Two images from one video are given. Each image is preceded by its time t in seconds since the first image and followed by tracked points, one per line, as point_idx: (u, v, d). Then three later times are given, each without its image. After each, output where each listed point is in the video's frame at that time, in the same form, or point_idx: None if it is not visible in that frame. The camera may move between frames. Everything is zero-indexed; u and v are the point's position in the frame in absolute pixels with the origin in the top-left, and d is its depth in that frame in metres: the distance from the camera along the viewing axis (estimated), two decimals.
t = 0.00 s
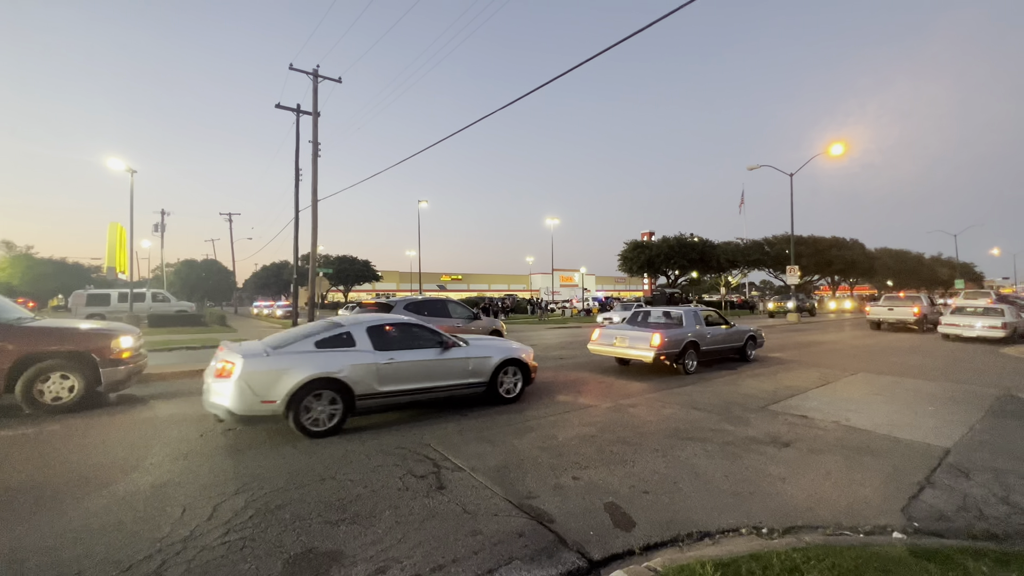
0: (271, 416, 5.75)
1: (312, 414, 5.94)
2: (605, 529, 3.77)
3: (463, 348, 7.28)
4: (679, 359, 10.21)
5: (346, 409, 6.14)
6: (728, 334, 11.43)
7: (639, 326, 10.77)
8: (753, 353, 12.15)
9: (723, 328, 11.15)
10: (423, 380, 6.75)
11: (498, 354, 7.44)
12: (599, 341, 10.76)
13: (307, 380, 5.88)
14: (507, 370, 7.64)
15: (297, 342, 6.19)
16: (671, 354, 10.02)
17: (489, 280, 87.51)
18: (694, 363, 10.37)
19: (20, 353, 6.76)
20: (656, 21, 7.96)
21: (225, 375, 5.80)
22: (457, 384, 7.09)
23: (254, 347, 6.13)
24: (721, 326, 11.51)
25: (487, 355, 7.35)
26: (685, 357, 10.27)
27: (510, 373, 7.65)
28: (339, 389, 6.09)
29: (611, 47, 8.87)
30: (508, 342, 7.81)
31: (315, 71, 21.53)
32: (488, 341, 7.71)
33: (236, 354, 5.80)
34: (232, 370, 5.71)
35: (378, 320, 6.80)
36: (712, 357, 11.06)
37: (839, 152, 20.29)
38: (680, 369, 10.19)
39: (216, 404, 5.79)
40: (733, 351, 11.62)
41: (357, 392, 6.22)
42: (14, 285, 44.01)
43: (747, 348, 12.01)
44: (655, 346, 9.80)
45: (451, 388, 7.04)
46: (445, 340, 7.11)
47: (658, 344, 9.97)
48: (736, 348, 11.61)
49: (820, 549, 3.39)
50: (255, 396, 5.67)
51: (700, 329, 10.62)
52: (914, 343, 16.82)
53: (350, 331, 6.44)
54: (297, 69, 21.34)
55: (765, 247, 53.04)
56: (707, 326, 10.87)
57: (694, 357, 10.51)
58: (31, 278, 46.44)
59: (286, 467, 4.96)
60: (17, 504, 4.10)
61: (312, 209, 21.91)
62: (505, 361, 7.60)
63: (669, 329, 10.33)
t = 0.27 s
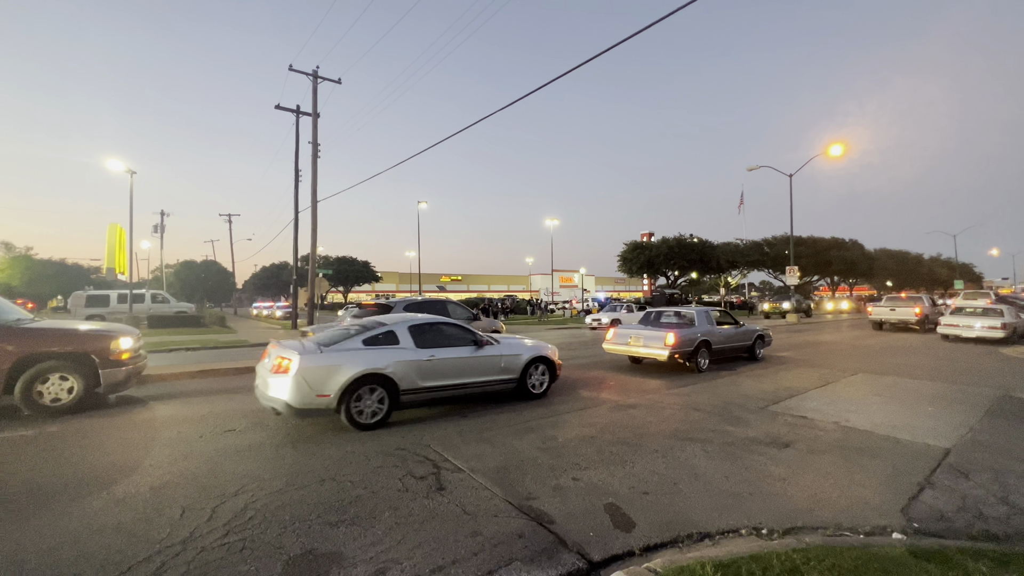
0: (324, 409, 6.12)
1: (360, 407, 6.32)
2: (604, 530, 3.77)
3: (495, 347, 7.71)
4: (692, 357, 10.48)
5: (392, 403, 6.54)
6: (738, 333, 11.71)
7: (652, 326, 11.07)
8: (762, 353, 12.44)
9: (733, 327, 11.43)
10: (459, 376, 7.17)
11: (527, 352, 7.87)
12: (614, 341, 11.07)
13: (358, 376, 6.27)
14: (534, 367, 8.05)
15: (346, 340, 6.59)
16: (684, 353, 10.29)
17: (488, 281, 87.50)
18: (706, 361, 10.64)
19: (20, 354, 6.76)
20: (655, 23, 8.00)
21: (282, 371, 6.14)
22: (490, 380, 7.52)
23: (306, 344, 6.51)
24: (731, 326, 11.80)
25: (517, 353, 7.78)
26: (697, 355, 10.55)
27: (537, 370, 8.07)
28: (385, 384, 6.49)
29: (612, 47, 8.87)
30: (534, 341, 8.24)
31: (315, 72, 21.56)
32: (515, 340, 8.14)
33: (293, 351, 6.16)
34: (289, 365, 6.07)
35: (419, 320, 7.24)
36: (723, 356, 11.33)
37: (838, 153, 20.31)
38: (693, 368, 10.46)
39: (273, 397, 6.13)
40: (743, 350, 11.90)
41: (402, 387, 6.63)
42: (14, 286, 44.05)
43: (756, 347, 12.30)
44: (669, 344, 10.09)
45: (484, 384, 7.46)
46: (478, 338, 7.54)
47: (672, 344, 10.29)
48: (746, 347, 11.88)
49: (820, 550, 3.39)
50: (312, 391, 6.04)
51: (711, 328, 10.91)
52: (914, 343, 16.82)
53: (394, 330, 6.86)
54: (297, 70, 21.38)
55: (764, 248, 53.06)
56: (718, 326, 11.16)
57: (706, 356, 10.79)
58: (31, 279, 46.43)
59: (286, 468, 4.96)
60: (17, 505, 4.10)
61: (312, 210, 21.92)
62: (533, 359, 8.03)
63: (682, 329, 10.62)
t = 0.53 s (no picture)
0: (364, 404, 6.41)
1: (398, 403, 6.61)
2: (604, 531, 3.76)
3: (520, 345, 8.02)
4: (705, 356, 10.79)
5: (427, 399, 6.84)
6: (747, 333, 12.02)
7: (665, 326, 11.39)
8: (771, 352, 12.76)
9: (743, 327, 11.73)
10: (489, 373, 7.47)
11: (550, 350, 8.20)
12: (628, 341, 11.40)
13: (397, 373, 6.55)
14: (557, 365, 8.36)
15: (383, 338, 6.85)
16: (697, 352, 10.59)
17: (488, 282, 87.52)
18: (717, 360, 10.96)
19: (20, 355, 6.76)
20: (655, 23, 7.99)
21: (325, 367, 6.42)
22: (517, 377, 7.82)
23: (346, 342, 6.78)
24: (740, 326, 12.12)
25: (541, 351, 8.09)
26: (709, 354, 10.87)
27: (560, 368, 8.39)
28: (422, 381, 6.78)
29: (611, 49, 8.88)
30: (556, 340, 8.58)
31: (315, 73, 21.60)
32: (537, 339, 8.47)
33: (336, 349, 6.43)
34: (333, 363, 6.34)
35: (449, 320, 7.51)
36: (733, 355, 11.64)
37: (837, 154, 20.33)
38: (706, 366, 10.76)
39: (317, 393, 6.41)
40: (752, 349, 12.21)
41: (436, 384, 6.91)
42: (14, 288, 44.05)
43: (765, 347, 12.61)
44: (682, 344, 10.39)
45: (510, 381, 7.75)
46: (505, 337, 7.86)
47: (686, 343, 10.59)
48: (755, 346, 12.19)
49: (820, 551, 3.39)
50: (354, 387, 6.31)
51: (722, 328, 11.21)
52: (914, 344, 16.82)
53: (428, 330, 7.14)
54: (296, 72, 21.41)
55: (763, 249, 53.07)
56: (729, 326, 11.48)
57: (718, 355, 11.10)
58: (30, 281, 46.40)
59: (286, 470, 4.96)
60: (16, 506, 4.09)
61: (312, 211, 21.93)
62: (556, 357, 8.34)
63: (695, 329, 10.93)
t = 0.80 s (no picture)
0: (395, 403, 6.59)
1: (425, 401, 6.86)
2: (603, 533, 3.76)
3: (537, 345, 8.30)
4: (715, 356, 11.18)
5: (452, 396, 7.10)
6: (756, 333, 12.36)
7: (676, 327, 11.77)
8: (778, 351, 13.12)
9: (752, 327, 12.07)
10: (509, 372, 7.74)
11: (565, 350, 8.51)
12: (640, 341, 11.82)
13: (425, 372, 6.79)
14: (571, 365, 8.67)
15: (409, 339, 7.07)
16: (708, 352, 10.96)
17: (487, 283, 87.57)
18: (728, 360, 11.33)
19: (18, 358, 6.74)
20: (653, 26, 7.99)
21: (357, 367, 6.60)
22: (534, 376, 8.11)
23: (373, 342, 6.96)
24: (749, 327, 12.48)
25: (557, 351, 8.39)
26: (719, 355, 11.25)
27: (574, 367, 8.70)
28: (447, 379, 7.02)
29: (608, 52, 8.90)
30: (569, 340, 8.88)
31: (314, 75, 21.61)
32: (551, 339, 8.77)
33: (367, 348, 6.62)
34: (364, 363, 6.53)
35: (470, 321, 7.78)
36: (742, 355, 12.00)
37: (834, 155, 20.40)
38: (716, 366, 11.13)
39: (348, 391, 6.59)
40: (760, 350, 12.55)
41: (460, 382, 7.16)
42: (12, 290, 43.95)
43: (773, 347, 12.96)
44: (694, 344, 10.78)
45: (528, 379, 8.04)
46: (523, 337, 8.13)
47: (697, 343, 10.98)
48: (763, 347, 12.53)
49: (819, 552, 3.39)
50: (385, 386, 6.51)
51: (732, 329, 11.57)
52: (912, 345, 16.85)
53: (451, 330, 7.39)
54: (296, 74, 21.46)
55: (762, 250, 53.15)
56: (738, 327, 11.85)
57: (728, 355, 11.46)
58: (27, 282, 46.25)
59: (284, 472, 4.94)
60: (12, 510, 4.07)
61: (310, 213, 21.90)
62: (570, 356, 8.66)
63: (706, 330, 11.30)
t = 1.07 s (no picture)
0: (423, 401, 6.80)
1: (450, 398, 7.08)
2: (603, 535, 3.76)
3: (553, 344, 8.57)
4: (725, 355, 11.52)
5: (474, 394, 7.33)
6: (764, 333, 12.67)
7: (686, 327, 12.07)
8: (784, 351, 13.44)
9: (760, 328, 12.37)
10: (527, 370, 8.00)
11: (579, 348, 8.79)
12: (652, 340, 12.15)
13: (450, 370, 7.02)
14: (585, 363, 8.96)
15: (433, 338, 7.30)
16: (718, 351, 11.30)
17: (486, 284, 87.48)
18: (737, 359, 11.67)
19: (17, 359, 6.72)
20: (653, 27, 7.99)
21: (385, 365, 6.81)
22: (550, 374, 8.38)
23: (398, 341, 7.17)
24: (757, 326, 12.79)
25: (571, 350, 8.68)
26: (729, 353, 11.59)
27: (587, 365, 8.99)
28: (470, 377, 7.26)
29: (607, 53, 8.89)
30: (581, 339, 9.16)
31: (313, 76, 21.62)
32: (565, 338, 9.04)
33: (395, 347, 6.83)
34: (393, 361, 6.74)
35: (489, 321, 8.02)
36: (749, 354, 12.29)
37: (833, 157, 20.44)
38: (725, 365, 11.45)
39: (377, 389, 6.80)
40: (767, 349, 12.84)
41: (482, 380, 7.41)
42: (10, 291, 43.83)
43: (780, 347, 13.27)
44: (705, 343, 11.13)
45: (544, 377, 8.31)
46: (539, 336, 8.39)
47: (708, 342, 11.30)
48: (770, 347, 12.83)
49: (818, 553, 3.40)
50: (413, 383, 6.74)
51: (741, 329, 11.87)
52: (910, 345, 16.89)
53: (472, 330, 7.62)
54: (296, 75, 21.49)
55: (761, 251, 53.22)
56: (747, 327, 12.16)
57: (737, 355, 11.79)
58: (26, 284, 46.14)
59: (283, 473, 4.93)
60: (10, 512, 4.06)
61: (309, 214, 21.87)
62: (583, 355, 8.94)
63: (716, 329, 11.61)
